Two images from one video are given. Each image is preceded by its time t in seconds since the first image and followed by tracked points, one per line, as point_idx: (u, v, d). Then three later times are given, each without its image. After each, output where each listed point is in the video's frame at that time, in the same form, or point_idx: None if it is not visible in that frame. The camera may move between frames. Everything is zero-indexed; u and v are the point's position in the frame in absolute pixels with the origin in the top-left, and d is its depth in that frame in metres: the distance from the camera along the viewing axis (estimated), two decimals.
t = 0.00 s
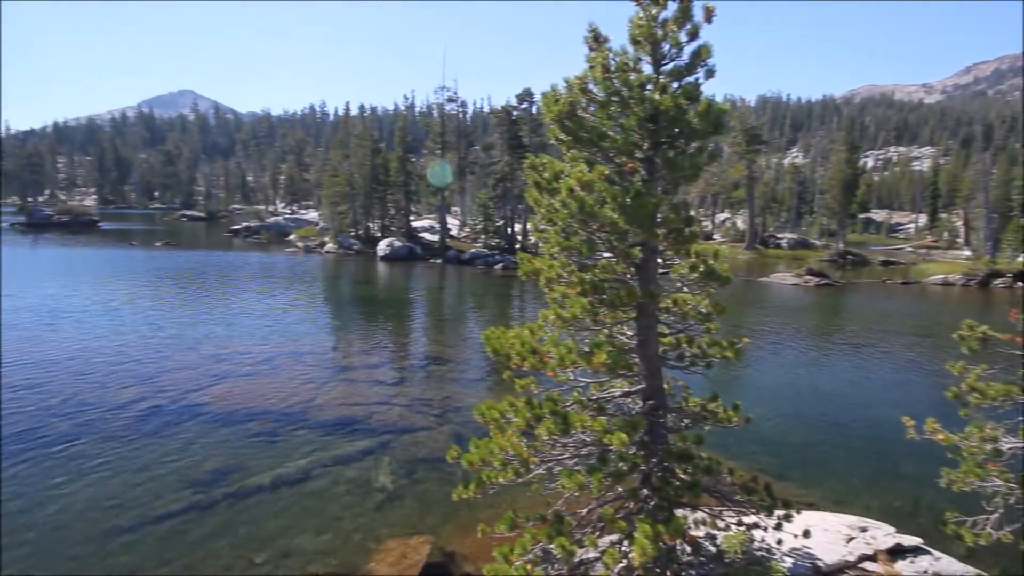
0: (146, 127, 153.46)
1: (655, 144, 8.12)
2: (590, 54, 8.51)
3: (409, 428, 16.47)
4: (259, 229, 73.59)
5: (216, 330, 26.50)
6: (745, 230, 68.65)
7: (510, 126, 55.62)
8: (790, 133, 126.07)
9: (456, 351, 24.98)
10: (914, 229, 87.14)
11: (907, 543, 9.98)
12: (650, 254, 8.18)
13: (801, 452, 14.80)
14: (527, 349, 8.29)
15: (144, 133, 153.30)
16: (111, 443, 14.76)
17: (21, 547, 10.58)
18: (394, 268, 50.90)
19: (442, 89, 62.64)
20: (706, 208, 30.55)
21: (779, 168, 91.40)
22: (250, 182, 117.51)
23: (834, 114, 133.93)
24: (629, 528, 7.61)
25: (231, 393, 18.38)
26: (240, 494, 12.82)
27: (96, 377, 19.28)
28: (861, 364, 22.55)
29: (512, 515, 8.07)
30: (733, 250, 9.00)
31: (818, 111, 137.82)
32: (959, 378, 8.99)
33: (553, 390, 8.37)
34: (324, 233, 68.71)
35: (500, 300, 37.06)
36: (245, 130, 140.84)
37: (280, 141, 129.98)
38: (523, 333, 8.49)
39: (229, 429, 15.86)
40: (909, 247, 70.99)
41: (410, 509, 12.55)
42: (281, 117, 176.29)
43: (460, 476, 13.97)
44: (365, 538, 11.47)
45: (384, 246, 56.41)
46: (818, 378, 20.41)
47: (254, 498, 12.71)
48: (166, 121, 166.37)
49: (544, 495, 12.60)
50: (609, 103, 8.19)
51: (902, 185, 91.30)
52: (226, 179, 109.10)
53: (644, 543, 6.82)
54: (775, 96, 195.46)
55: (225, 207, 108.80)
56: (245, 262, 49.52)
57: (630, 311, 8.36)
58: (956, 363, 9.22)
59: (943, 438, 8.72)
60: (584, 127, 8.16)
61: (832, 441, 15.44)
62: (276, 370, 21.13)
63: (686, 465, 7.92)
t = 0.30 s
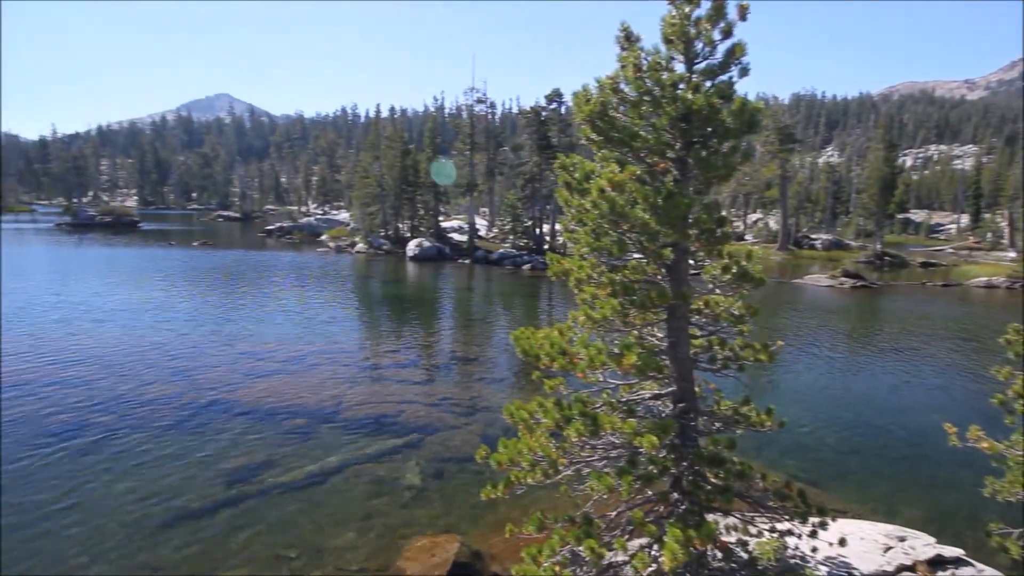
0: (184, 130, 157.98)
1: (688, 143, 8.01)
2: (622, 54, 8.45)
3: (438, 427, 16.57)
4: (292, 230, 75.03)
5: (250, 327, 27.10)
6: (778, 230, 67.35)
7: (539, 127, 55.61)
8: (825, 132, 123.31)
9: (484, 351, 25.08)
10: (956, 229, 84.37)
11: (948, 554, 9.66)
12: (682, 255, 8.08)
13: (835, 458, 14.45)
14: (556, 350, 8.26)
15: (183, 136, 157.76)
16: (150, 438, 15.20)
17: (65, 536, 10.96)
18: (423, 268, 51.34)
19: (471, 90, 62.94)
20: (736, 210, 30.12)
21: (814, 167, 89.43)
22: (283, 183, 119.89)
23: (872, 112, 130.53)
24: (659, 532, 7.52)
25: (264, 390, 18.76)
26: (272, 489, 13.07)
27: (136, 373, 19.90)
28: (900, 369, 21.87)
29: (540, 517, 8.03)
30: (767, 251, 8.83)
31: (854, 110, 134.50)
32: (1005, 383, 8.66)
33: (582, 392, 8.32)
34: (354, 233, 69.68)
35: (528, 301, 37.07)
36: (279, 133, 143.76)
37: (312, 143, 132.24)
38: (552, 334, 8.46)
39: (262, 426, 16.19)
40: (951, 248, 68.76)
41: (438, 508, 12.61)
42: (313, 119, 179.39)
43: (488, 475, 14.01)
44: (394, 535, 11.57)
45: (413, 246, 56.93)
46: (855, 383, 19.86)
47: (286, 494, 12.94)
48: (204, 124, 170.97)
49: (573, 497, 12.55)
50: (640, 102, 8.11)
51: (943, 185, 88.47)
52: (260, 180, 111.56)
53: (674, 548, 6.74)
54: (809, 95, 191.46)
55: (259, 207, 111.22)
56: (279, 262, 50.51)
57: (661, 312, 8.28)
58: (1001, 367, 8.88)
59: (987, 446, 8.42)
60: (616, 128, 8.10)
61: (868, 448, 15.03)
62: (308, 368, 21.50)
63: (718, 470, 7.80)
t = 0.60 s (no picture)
0: (222, 132, 162.30)
1: (722, 144, 7.90)
2: (654, 53, 8.37)
3: (466, 427, 16.64)
4: (324, 230, 76.29)
5: (283, 325, 27.67)
6: (813, 232, 65.92)
7: (569, 127, 55.35)
8: (862, 131, 120.25)
9: (512, 351, 25.13)
10: (1001, 231, 81.31)
11: (991, 569, 9.32)
12: (714, 258, 7.98)
13: (872, 466, 14.05)
14: (586, 352, 8.23)
15: (220, 138, 161.82)
16: (187, 432, 15.64)
17: (107, 526, 11.35)
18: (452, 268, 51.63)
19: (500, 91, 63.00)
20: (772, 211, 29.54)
21: (851, 167, 87.16)
22: (315, 184, 121.95)
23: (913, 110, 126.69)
24: (690, 538, 7.40)
25: (296, 387, 19.11)
26: (303, 485, 13.31)
27: (174, 369, 20.48)
28: (941, 375, 21.13)
29: (568, 519, 7.98)
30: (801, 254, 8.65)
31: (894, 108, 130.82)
32: None
33: (611, 394, 8.26)
34: (385, 233, 70.56)
35: (556, 302, 36.98)
36: (313, 135, 146.38)
37: (344, 145, 134.14)
38: (582, 336, 8.44)
39: (294, 422, 16.51)
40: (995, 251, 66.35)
41: (466, 507, 12.67)
42: (345, 121, 182.05)
43: (517, 476, 14.04)
44: (421, 533, 11.66)
45: (443, 247, 57.34)
46: (894, 390, 19.25)
47: (317, 489, 13.15)
48: (240, 126, 175.28)
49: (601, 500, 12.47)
50: (674, 103, 8.03)
51: (988, 185, 85.39)
52: (294, 181, 113.90)
53: (706, 554, 6.64)
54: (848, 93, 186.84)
55: (292, 208, 113.43)
56: (311, 261, 51.42)
57: (693, 314, 8.18)
58: None
59: None
60: (648, 128, 8.02)
61: (905, 455, 14.63)
62: (338, 367, 21.82)
63: (751, 475, 7.66)
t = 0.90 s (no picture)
0: (258, 135, 166.09)
1: (758, 143, 7.76)
2: (689, 52, 8.27)
3: (494, 427, 16.68)
4: (355, 230, 77.43)
5: (315, 324, 28.17)
6: (849, 234, 64.37)
7: (599, 127, 55.04)
8: (903, 131, 116.90)
9: (540, 352, 25.12)
10: None
11: None
12: (749, 260, 7.84)
13: (911, 472, 13.63)
14: (617, 354, 8.16)
15: (256, 140, 165.61)
16: (222, 427, 16.01)
17: (146, 518, 11.69)
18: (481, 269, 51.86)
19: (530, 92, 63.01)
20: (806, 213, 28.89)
21: (890, 167, 84.77)
22: (347, 185, 123.90)
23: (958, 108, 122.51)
24: (722, 544, 7.27)
25: (327, 385, 19.42)
26: (333, 481, 13.51)
27: (211, 365, 21.01)
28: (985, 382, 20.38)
29: (597, 522, 7.91)
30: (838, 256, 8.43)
31: (936, 106, 126.82)
32: None
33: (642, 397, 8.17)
34: (415, 234, 71.28)
35: (584, 304, 36.83)
36: (345, 137, 148.73)
37: (376, 146, 135.97)
38: (612, 338, 8.37)
39: (325, 419, 16.78)
40: None
41: (493, 506, 12.71)
42: (377, 123, 184.40)
43: (545, 476, 14.03)
44: (450, 532, 11.73)
45: (472, 247, 57.63)
46: (935, 394, 18.63)
47: (347, 486, 13.33)
48: (275, 129, 179.14)
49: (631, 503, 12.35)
50: (708, 103, 7.94)
51: None
52: (326, 183, 115.98)
53: (737, 560, 6.52)
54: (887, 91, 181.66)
55: (325, 209, 115.48)
56: (342, 261, 52.23)
57: (725, 318, 8.05)
58: None
59: None
60: (682, 128, 7.93)
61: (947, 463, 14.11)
62: (369, 365, 22.11)
63: (785, 482, 7.49)
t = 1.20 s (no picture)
0: (292, 137, 169.37)
1: (795, 142, 7.60)
2: (724, 50, 8.15)
3: (523, 428, 16.68)
4: (386, 231, 78.40)
5: (346, 323, 28.60)
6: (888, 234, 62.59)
7: (629, 127, 54.57)
8: (945, 128, 113.08)
9: (569, 353, 25.03)
10: None
11: None
12: (785, 261, 7.70)
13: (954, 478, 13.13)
14: (649, 355, 8.06)
15: (290, 143, 169.05)
16: (257, 423, 16.36)
17: (183, 511, 12.00)
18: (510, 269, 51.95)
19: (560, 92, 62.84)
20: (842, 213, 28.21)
21: (932, 165, 82.07)
22: (379, 186, 125.51)
23: (1005, 104, 117.89)
24: (757, 550, 7.11)
25: (358, 383, 19.69)
26: (363, 478, 13.68)
27: (246, 363, 21.49)
28: None
29: (629, 524, 7.82)
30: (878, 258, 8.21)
31: (982, 103, 122.35)
32: None
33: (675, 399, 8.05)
34: (444, 234, 71.81)
35: (613, 304, 36.58)
36: (376, 138, 150.54)
37: (406, 148, 137.35)
38: (645, 339, 8.29)
39: (356, 416, 17.00)
40: None
41: (522, 507, 12.70)
42: (408, 125, 186.31)
43: (574, 477, 13.98)
44: (478, 531, 11.74)
45: (501, 247, 57.73)
46: (981, 399, 17.92)
47: (377, 483, 13.47)
48: (308, 131, 182.44)
49: (662, 507, 12.21)
50: (745, 102, 7.84)
51: None
52: (358, 184, 117.68)
53: (774, 568, 6.39)
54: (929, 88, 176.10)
55: (357, 210, 117.20)
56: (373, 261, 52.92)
57: (761, 320, 7.90)
58: None
59: None
60: (716, 126, 7.81)
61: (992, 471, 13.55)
62: (399, 364, 22.34)
63: (823, 488, 7.30)
